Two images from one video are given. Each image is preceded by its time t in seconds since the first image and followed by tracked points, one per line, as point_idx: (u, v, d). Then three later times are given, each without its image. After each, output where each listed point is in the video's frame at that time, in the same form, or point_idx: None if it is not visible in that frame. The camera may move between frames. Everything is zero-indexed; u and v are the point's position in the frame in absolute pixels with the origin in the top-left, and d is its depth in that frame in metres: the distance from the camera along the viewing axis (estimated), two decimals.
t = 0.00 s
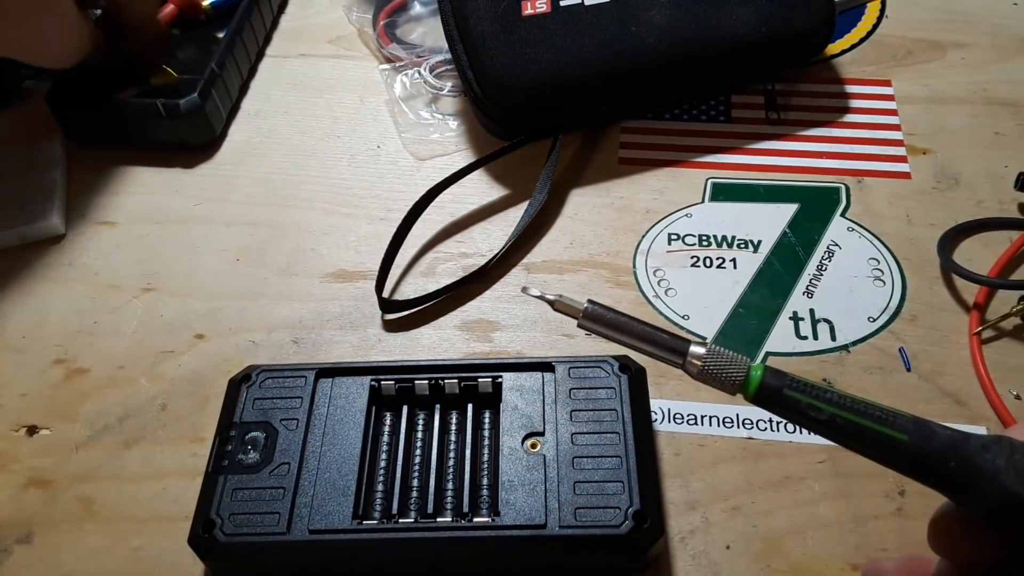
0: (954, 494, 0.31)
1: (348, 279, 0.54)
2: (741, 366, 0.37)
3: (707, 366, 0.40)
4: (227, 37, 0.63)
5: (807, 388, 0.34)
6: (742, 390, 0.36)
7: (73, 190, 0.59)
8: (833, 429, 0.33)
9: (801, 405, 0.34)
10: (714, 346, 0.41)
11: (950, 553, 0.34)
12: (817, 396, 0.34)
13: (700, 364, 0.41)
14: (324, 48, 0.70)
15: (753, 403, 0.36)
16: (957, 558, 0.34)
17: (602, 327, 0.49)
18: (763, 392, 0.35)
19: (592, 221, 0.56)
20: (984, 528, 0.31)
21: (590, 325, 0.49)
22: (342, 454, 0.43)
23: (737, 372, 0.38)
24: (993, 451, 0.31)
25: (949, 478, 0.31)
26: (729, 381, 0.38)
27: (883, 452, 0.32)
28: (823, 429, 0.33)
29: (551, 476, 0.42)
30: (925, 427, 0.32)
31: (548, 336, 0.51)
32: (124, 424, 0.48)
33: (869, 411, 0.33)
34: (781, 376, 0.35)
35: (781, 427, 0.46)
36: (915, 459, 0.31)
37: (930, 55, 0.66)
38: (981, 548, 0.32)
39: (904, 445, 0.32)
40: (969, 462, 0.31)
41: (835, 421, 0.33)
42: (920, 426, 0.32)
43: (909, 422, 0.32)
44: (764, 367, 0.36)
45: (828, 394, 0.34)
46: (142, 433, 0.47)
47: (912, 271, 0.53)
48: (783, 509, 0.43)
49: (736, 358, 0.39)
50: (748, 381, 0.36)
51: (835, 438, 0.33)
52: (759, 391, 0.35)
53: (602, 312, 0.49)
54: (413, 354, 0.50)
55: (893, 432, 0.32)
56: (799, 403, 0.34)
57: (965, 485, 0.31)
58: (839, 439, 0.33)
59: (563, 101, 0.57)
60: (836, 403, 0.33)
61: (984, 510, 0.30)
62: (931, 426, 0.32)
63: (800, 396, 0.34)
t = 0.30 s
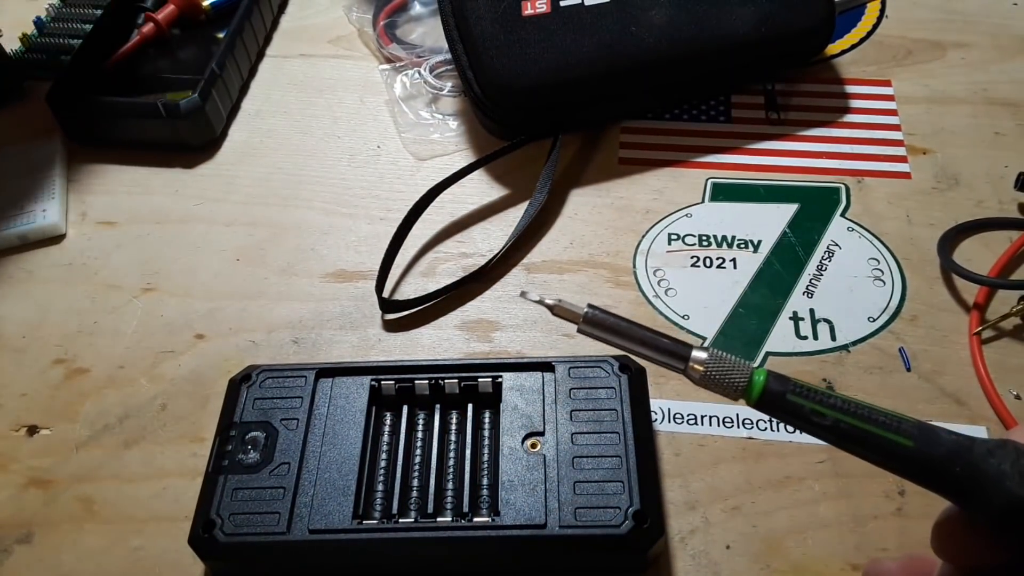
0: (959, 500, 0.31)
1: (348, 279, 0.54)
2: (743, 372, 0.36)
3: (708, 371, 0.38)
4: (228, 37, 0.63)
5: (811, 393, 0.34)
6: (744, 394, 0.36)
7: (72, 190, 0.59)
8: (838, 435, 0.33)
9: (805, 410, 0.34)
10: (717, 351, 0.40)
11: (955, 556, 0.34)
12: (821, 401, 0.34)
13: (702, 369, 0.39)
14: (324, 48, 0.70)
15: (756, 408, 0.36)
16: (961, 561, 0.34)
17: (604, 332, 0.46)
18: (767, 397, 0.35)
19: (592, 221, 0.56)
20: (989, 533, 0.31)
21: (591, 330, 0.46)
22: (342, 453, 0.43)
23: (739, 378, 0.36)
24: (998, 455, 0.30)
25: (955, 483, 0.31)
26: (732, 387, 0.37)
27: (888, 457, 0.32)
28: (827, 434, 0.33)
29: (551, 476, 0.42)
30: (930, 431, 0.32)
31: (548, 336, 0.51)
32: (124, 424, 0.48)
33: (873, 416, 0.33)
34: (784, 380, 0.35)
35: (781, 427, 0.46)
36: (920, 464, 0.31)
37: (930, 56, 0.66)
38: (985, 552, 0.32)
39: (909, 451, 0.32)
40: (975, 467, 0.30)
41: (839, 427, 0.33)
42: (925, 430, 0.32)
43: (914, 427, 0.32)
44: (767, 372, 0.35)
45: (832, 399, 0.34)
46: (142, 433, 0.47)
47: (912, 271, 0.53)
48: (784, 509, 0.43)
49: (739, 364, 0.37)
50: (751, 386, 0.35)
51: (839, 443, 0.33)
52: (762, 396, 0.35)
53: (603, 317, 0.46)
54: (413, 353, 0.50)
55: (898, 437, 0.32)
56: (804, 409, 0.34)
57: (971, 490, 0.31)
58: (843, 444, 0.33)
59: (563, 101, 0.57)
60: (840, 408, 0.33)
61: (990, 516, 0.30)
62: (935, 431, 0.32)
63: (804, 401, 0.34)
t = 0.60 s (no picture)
0: (959, 501, 0.31)
1: (348, 279, 0.54)
2: (744, 374, 0.35)
3: (710, 373, 0.37)
4: (228, 37, 0.63)
5: (812, 395, 0.34)
6: (744, 396, 0.35)
7: (72, 190, 0.59)
8: (838, 437, 0.33)
9: (807, 412, 0.33)
10: (718, 351, 0.38)
11: (953, 558, 0.34)
12: (822, 403, 0.33)
13: (704, 371, 0.37)
14: (324, 48, 0.70)
15: (756, 410, 0.35)
16: (962, 562, 0.34)
17: (604, 334, 0.42)
18: (767, 399, 0.34)
19: (592, 222, 0.56)
20: (989, 535, 0.31)
21: (590, 331, 0.43)
22: (342, 453, 0.43)
23: (740, 380, 0.36)
24: (999, 458, 0.31)
25: (956, 485, 0.31)
26: (732, 389, 0.36)
27: (890, 459, 0.32)
28: (827, 437, 0.33)
29: (551, 476, 0.42)
30: (931, 434, 0.32)
31: (548, 336, 0.51)
32: (124, 424, 0.48)
33: (875, 418, 0.32)
34: (785, 382, 0.35)
35: (781, 427, 0.46)
36: (921, 467, 0.31)
37: (930, 55, 0.66)
38: (985, 554, 0.32)
39: (911, 453, 0.32)
40: (976, 470, 0.31)
41: (840, 429, 0.33)
42: (926, 433, 0.32)
43: (915, 429, 0.32)
44: (767, 373, 0.35)
45: (833, 400, 0.33)
46: (142, 432, 0.47)
47: (912, 271, 0.53)
48: (784, 509, 0.43)
49: (740, 364, 0.36)
50: (752, 388, 0.35)
51: (840, 445, 0.33)
52: (763, 398, 0.34)
53: (604, 318, 0.42)
54: (412, 353, 0.50)
55: (900, 439, 0.32)
56: (805, 411, 0.33)
57: (972, 494, 0.31)
58: (844, 445, 0.33)
59: (563, 101, 0.57)
60: (842, 411, 0.33)
61: (991, 518, 0.30)
62: (936, 433, 0.32)
63: (806, 404, 0.34)
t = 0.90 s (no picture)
0: (961, 503, 0.31)
1: (348, 279, 0.54)
2: (745, 375, 0.35)
3: (711, 375, 0.37)
4: (227, 37, 0.63)
5: (813, 397, 0.34)
6: (745, 397, 0.35)
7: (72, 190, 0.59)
8: (840, 439, 0.33)
9: (808, 414, 0.33)
10: (719, 353, 0.38)
11: (953, 557, 0.34)
12: (824, 405, 0.33)
13: (705, 372, 0.37)
14: (324, 48, 0.70)
15: (757, 411, 0.35)
16: (962, 563, 0.34)
17: (604, 336, 0.42)
18: (768, 401, 0.34)
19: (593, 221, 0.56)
20: (989, 536, 0.31)
21: (590, 332, 0.42)
22: (342, 453, 0.43)
23: (742, 382, 0.35)
24: (1001, 459, 0.31)
25: (957, 487, 0.31)
26: (733, 390, 0.36)
27: (891, 461, 0.32)
28: (828, 438, 0.33)
29: (551, 476, 0.42)
30: (933, 435, 0.32)
31: (548, 336, 0.51)
32: (124, 424, 0.48)
33: (876, 420, 0.32)
34: (786, 384, 0.35)
35: (781, 427, 0.46)
36: (922, 469, 0.31)
37: (930, 55, 0.66)
38: (985, 554, 0.32)
39: (912, 455, 0.32)
40: (977, 472, 0.31)
41: (842, 431, 0.33)
42: (928, 435, 0.32)
43: (916, 431, 0.32)
44: (769, 375, 0.35)
45: (834, 402, 0.33)
46: (141, 432, 0.47)
47: (912, 271, 0.53)
48: (784, 509, 0.43)
49: (740, 365, 0.36)
50: (753, 389, 0.35)
51: (841, 447, 0.33)
52: (764, 400, 0.34)
53: (605, 319, 0.42)
54: (412, 353, 0.50)
55: (902, 441, 0.32)
56: (806, 413, 0.33)
57: (974, 495, 0.31)
58: (845, 447, 0.33)
59: (563, 101, 0.57)
60: (843, 412, 0.33)
61: (992, 520, 0.30)
62: (938, 434, 0.32)
63: (807, 406, 0.34)
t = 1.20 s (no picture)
0: (961, 502, 0.31)
1: (348, 279, 0.54)
2: (744, 373, 0.35)
3: (710, 373, 0.37)
4: (228, 37, 0.63)
5: (813, 395, 0.34)
6: (744, 396, 0.35)
7: (71, 191, 0.59)
8: (839, 437, 0.33)
9: (807, 413, 0.33)
10: (718, 351, 0.38)
11: (953, 556, 0.34)
12: (823, 403, 0.33)
13: (704, 370, 0.37)
14: (325, 48, 0.70)
15: (756, 410, 0.35)
16: (961, 561, 0.34)
17: (605, 335, 0.42)
18: (768, 399, 0.34)
19: (593, 222, 0.56)
20: (989, 534, 0.31)
21: (590, 331, 0.42)
22: (342, 453, 0.43)
23: (741, 380, 0.36)
24: (1000, 458, 0.31)
25: (957, 486, 0.31)
26: (732, 389, 0.36)
27: (891, 459, 0.32)
28: (828, 437, 0.33)
29: (551, 476, 0.42)
30: (932, 434, 0.32)
31: (548, 336, 0.51)
32: (124, 425, 0.48)
33: (876, 418, 0.32)
34: (785, 383, 0.35)
35: (781, 427, 0.46)
36: (921, 467, 0.31)
37: (930, 55, 0.66)
38: (984, 552, 0.32)
39: (911, 454, 0.32)
40: (976, 470, 0.31)
41: (841, 429, 0.33)
42: (927, 433, 0.32)
43: (915, 429, 0.32)
44: (768, 373, 0.35)
45: (834, 400, 0.33)
46: (141, 432, 0.47)
47: (912, 271, 0.53)
48: (784, 508, 0.43)
49: (740, 364, 0.36)
50: (752, 388, 0.35)
51: (840, 445, 0.33)
52: (764, 398, 0.34)
53: (605, 318, 0.42)
54: (412, 353, 0.50)
55: (901, 440, 0.32)
56: (806, 412, 0.33)
57: (973, 494, 0.31)
58: (845, 445, 0.33)
59: (564, 101, 0.57)
60: (842, 411, 0.33)
61: (991, 519, 0.30)
62: (937, 433, 0.32)
63: (806, 404, 0.34)
